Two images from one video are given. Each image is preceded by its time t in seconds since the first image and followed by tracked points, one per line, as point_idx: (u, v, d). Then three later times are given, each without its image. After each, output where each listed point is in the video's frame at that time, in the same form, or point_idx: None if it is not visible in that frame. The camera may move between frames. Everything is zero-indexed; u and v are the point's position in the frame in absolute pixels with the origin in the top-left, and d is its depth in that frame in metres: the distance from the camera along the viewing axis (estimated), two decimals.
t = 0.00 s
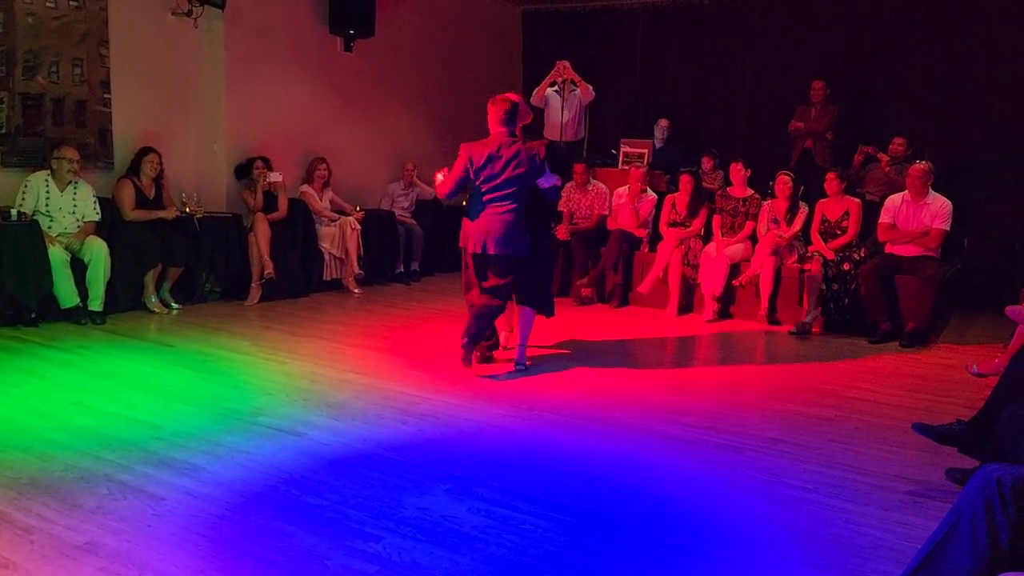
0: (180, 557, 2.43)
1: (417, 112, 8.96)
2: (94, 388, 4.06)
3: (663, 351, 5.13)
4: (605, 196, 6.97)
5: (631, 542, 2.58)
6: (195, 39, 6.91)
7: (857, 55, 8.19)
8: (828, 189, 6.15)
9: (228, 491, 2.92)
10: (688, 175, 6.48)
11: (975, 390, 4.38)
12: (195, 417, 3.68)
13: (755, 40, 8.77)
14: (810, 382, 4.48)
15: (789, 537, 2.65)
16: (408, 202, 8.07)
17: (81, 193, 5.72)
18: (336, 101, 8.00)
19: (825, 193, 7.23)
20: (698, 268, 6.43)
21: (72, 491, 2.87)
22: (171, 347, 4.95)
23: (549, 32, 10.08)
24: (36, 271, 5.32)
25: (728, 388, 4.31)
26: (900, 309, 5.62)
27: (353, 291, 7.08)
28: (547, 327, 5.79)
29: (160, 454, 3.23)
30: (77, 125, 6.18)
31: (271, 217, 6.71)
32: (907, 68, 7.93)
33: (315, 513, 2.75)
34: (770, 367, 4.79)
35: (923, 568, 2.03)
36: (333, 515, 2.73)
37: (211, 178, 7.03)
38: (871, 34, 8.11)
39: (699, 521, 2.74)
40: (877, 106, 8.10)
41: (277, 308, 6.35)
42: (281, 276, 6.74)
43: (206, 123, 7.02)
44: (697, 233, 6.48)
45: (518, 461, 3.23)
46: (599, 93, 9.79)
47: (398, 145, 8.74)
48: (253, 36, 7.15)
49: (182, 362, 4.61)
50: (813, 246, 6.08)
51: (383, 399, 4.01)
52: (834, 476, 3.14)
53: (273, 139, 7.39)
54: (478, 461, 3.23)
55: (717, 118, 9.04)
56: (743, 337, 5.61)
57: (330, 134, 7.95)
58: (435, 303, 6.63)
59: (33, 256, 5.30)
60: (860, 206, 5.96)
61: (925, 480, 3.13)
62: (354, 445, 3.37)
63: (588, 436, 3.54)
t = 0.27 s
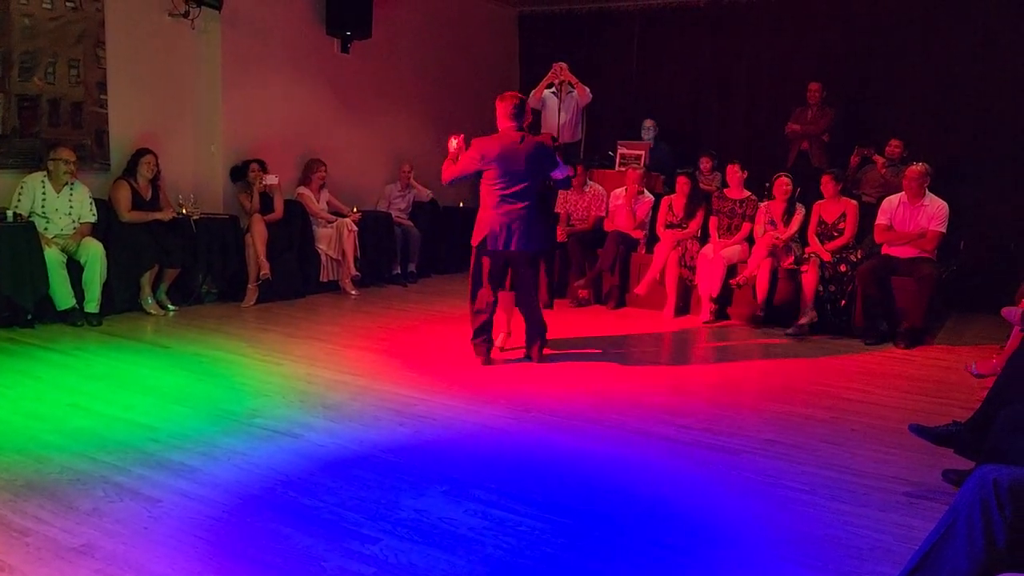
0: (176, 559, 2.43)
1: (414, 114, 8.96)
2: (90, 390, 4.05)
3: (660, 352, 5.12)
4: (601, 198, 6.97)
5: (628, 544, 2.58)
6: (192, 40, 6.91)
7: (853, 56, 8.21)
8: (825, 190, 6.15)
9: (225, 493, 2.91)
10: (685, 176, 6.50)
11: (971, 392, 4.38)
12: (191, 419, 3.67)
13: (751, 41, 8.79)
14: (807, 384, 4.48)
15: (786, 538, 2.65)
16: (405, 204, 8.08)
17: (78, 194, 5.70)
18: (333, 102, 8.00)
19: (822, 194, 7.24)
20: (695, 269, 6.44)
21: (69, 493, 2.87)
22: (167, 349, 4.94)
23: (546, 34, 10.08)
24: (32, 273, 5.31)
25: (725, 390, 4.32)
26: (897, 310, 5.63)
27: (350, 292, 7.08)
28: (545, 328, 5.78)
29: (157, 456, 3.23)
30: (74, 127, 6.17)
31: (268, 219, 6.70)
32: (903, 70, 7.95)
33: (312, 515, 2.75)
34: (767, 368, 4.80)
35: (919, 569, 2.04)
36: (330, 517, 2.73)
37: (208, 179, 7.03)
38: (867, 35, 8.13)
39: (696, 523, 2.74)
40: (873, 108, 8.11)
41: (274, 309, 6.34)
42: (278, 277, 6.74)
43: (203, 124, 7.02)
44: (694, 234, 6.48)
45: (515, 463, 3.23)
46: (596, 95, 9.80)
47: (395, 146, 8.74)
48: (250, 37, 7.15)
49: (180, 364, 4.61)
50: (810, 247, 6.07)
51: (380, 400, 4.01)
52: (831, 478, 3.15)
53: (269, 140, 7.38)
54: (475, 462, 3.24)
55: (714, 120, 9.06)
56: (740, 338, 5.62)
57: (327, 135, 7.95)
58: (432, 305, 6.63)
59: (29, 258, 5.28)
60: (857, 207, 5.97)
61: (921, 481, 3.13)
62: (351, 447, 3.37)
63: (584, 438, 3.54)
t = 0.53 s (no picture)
0: (174, 562, 2.43)
1: (413, 115, 8.96)
2: (87, 391, 4.05)
3: (658, 354, 5.12)
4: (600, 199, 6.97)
5: (627, 545, 2.58)
6: (190, 41, 6.90)
7: (851, 57, 8.22)
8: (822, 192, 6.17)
9: (223, 495, 2.91)
10: (683, 177, 6.50)
11: (970, 393, 4.39)
12: (189, 421, 3.66)
13: (749, 42, 8.79)
14: (805, 384, 4.48)
15: (785, 540, 2.64)
16: (403, 205, 8.07)
17: (75, 196, 5.70)
18: (331, 102, 8.00)
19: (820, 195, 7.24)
20: (693, 270, 6.44)
21: (66, 495, 2.86)
22: (164, 351, 4.93)
23: (544, 35, 10.08)
24: (30, 274, 5.30)
25: (723, 390, 4.32)
26: (895, 311, 5.64)
27: (348, 294, 7.08)
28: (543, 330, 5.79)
29: (154, 458, 3.22)
30: (71, 128, 6.17)
31: (265, 219, 6.70)
32: (901, 71, 7.95)
33: (310, 516, 2.75)
34: (765, 369, 4.79)
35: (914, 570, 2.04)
36: (328, 518, 2.73)
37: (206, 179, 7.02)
38: (865, 36, 8.13)
39: (694, 524, 2.74)
40: (871, 108, 8.12)
41: (272, 311, 6.34)
42: (276, 278, 6.73)
43: (201, 126, 7.01)
44: (692, 235, 6.48)
45: (513, 464, 3.23)
46: (594, 96, 9.80)
47: (394, 148, 8.74)
48: (248, 38, 7.14)
49: (178, 365, 4.61)
50: (807, 248, 6.08)
51: (378, 402, 4.00)
52: (829, 478, 3.15)
53: (267, 141, 7.38)
54: (473, 463, 3.23)
55: (712, 121, 9.06)
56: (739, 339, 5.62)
57: (325, 136, 7.96)
58: (430, 306, 6.63)
59: (26, 259, 5.28)
60: (855, 208, 5.97)
61: (919, 482, 3.13)
62: (349, 448, 3.37)
63: (583, 439, 3.54)
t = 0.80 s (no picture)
0: (174, 563, 2.42)
1: (412, 116, 8.97)
2: (86, 392, 4.05)
3: (657, 355, 5.13)
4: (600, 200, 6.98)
5: (627, 547, 2.58)
6: (189, 42, 6.90)
7: (851, 58, 8.22)
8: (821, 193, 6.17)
9: (223, 496, 2.91)
10: (683, 178, 6.49)
11: (970, 394, 4.39)
12: (189, 422, 3.66)
13: (749, 43, 8.80)
14: (805, 386, 4.49)
15: (784, 541, 2.64)
16: (403, 206, 8.10)
17: (75, 197, 5.69)
18: (331, 104, 8.00)
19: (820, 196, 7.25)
20: (692, 272, 6.44)
21: (65, 497, 2.86)
22: (164, 352, 4.93)
23: (544, 36, 10.09)
24: (29, 276, 5.30)
25: (723, 392, 4.32)
26: (895, 312, 5.64)
27: (348, 295, 7.08)
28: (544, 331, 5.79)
29: (153, 459, 3.22)
30: (71, 129, 6.16)
31: (265, 221, 6.70)
32: (901, 72, 7.96)
33: (310, 518, 2.75)
34: (765, 371, 4.80)
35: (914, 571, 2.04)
36: (328, 520, 2.73)
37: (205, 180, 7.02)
38: (864, 37, 8.14)
39: (693, 526, 2.74)
40: (871, 109, 8.13)
41: (272, 312, 6.34)
42: (276, 279, 6.73)
43: (201, 127, 7.01)
44: (691, 236, 6.48)
45: (513, 466, 3.23)
46: (594, 97, 9.81)
47: (394, 149, 8.75)
48: (248, 39, 7.15)
49: (178, 367, 4.61)
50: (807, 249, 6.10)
51: (377, 403, 4.00)
52: (829, 480, 3.15)
53: (267, 142, 7.38)
54: (472, 464, 3.23)
55: (712, 122, 9.07)
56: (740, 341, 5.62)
57: (325, 138, 7.96)
58: (430, 307, 6.63)
59: (26, 261, 5.28)
60: (854, 209, 5.98)
61: (919, 483, 3.14)
62: (349, 450, 3.36)
63: (583, 440, 3.54)
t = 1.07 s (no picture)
0: (175, 564, 2.42)
1: (413, 117, 8.97)
2: (87, 393, 4.05)
3: (658, 355, 5.14)
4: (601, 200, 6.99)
5: (628, 547, 2.58)
6: (190, 42, 6.90)
7: (852, 59, 8.22)
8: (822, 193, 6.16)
9: (224, 497, 2.91)
10: (683, 179, 6.52)
11: (971, 394, 4.39)
12: (190, 423, 3.66)
13: (750, 44, 8.80)
14: (806, 386, 4.48)
15: (785, 542, 2.64)
16: (404, 207, 8.09)
17: (76, 198, 5.70)
18: (331, 104, 8.00)
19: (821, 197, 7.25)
20: (693, 272, 6.44)
21: (67, 497, 2.86)
22: (165, 352, 4.94)
23: (545, 37, 10.10)
24: (30, 276, 5.30)
25: (724, 392, 4.32)
26: (895, 312, 5.63)
27: (349, 295, 7.08)
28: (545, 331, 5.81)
29: (154, 460, 3.22)
30: (72, 130, 6.17)
31: (265, 221, 6.70)
32: (902, 72, 7.95)
33: (311, 518, 2.75)
34: (766, 371, 4.80)
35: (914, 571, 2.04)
36: (329, 520, 2.73)
37: (206, 181, 7.02)
38: (865, 38, 8.14)
39: (694, 527, 2.73)
40: (872, 110, 8.13)
41: (273, 312, 6.34)
42: (276, 280, 6.73)
43: (201, 128, 7.01)
44: (692, 237, 6.48)
45: (514, 466, 3.23)
46: (595, 98, 9.81)
47: (394, 149, 8.75)
48: (248, 40, 7.15)
49: (177, 367, 4.61)
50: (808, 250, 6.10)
51: (378, 404, 4.00)
52: (829, 480, 3.15)
53: (268, 143, 7.38)
54: (472, 464, 3.24)
55: (713, 122, 9.07)
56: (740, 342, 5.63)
57: (326, 138, 7.96)
58: (430, 308, 6.63)
59: (27, 261, 5.28)
60: (855, 210, 5.98)
61: (920, 484, 3.13)
62: (350, 450, 3.36)
63: (584, 441, 3.53)
